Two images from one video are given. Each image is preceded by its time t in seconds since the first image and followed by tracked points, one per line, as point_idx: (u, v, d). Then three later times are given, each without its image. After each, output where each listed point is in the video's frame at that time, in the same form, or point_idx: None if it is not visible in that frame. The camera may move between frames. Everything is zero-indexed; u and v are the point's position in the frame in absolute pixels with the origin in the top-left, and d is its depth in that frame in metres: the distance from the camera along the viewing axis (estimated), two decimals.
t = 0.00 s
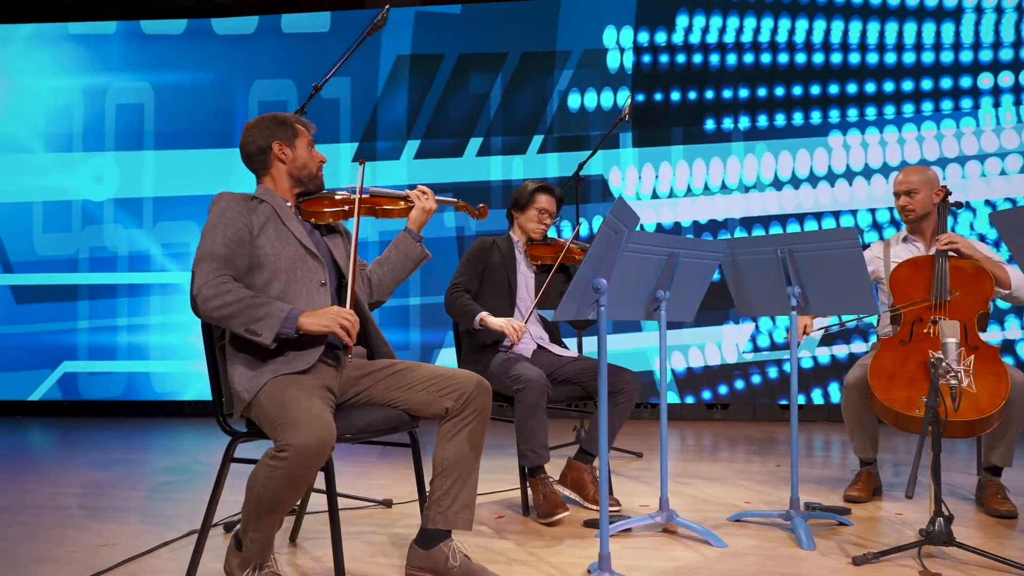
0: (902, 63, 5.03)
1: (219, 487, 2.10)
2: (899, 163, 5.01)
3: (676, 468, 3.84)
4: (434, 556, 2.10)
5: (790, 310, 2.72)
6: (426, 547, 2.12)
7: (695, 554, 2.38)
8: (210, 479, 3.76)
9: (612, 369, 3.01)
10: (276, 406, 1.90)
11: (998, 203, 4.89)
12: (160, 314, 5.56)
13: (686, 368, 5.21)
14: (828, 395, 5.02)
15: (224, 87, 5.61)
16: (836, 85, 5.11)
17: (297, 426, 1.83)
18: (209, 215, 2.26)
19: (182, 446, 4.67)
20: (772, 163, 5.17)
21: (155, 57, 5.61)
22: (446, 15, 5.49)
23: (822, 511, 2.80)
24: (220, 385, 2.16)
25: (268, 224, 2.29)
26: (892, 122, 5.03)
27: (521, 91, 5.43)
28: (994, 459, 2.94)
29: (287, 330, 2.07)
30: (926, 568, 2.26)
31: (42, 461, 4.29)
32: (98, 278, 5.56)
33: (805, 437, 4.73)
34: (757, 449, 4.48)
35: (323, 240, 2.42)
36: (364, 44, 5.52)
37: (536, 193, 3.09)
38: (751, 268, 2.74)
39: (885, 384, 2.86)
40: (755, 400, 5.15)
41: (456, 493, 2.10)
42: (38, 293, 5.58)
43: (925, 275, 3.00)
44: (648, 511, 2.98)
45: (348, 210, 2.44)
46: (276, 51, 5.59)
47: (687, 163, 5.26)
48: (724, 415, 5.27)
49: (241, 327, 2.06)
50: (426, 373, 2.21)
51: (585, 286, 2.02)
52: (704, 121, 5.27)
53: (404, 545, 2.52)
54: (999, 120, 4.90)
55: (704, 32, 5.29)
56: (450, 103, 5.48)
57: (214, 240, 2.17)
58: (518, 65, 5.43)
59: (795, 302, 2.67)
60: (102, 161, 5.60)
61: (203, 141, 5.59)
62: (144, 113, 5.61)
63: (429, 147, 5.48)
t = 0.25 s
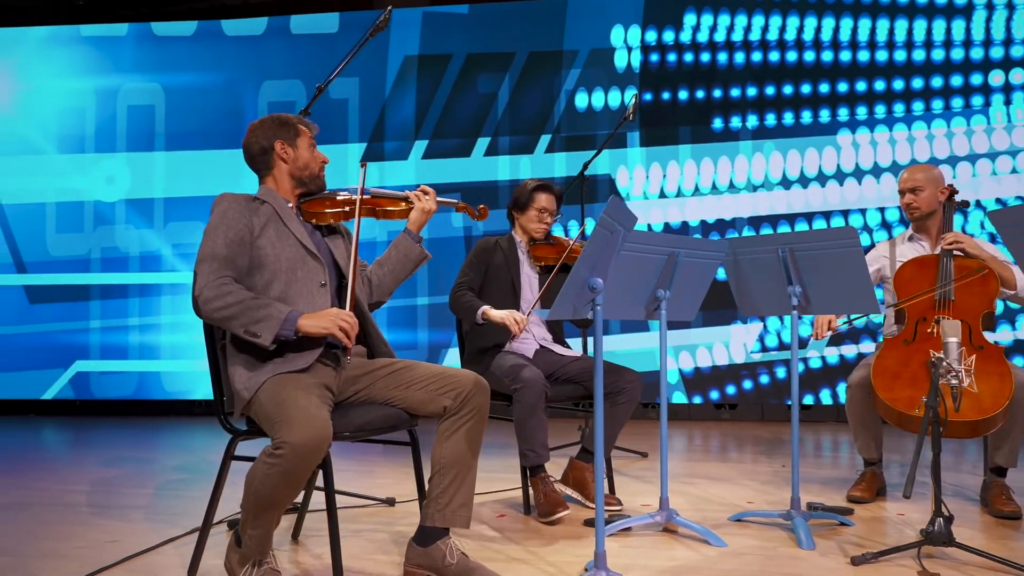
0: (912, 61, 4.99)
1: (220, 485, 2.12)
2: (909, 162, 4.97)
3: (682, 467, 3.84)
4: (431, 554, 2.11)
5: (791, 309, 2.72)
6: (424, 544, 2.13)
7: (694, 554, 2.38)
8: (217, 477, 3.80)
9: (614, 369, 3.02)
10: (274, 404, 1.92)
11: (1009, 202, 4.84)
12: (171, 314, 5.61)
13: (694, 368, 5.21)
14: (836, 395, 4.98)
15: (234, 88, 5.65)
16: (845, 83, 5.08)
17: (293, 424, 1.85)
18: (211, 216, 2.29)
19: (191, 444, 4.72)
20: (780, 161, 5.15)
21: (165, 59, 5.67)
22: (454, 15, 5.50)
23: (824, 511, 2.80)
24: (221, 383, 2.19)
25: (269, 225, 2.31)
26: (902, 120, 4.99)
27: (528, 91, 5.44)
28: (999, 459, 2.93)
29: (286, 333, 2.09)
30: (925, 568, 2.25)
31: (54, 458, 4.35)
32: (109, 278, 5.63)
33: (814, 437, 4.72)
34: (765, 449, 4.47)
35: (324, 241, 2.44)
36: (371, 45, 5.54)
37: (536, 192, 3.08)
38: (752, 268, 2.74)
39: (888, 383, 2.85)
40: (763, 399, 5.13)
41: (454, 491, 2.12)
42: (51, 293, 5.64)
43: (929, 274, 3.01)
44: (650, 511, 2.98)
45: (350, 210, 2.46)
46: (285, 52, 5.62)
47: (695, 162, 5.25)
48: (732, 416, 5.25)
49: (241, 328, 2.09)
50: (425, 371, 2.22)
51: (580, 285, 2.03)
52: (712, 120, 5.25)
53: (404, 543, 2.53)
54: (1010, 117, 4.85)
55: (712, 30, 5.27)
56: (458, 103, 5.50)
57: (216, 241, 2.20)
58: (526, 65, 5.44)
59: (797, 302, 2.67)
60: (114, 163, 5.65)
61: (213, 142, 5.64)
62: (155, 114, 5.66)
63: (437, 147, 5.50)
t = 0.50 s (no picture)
0: (921, 58, 4.96)
1: (219, 483, 2.14)
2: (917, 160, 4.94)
3: (686, 467, 3.84)
4: (428, 552, 2.13)
5: (791, 309, 2.72)
6: (421, 543, 2.15)
7: (691, 554, 2.39)
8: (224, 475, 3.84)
9: (614, 368, 3.03)
10: (271, 404, 1.94)
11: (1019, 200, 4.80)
12: (181, 314, 5.67)
13: (701, 368, 5.20)
14: (843, 395, 4.97)
15: (243, 89, 5.69)
16: (854, 81, 5.04)
17: (289, 423, 1.87)
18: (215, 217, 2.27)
19: (200, 443, 4.76)
20: (787, 160, 5.12)
21: (175, 61, 5.71)
22: (461, 15, 5.51)
23: (825, 511, 2.79)
24: (222, 383, 2.21)
25: (271, 228, 2.30)
26: (910, 118, 4.95)
27: (536, 91, 5.44)
28: (1003, 460, 2.91)
29: (291, 342, 2.10)
30: (924, 569, 2.25)
31: (66, 456, 4.40)
32: (120, 278, 5.68)
33: (822, 437, 4.70)
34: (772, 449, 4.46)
35: (325, 245, 2.42)
36: (379, 46, 5.56)
37: (534, 193, 3.08)
38: (752, 268, 2.73)
39: (890, 383, 2.83)
40: (770, 399, 5.11)
41: (451, 490, 2.13)
42: (64, 293, 5.70)
43: (932, 273, 3.00)
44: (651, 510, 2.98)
45: (352, 217, 2.46)
46: (294, 53, 5.66)
47: (702, 161, 5.24)
48: (739, 415, 5.23)
49: (246, 337, 2.10)
50: (422, 371, 2.24)
51: (576, 285, 2.03)
52: (719, 119, 5.24)
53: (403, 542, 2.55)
54: (1021, 115, 4.81)
55: (719, 29, 5.26)
56: (465, 103, 5.51)
57: (220, 244, 2.19)
58: (533, 65, 5.44)
59: (797, 301, 2.67)
60: (125, 164, 5.71)
61: (223, 143, 5.68)
62: (165, 116, 5.71)
63: (444, 147, 5.51)
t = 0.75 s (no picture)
0: (925, 56, 4.93)
1: (216, 481, 2.16)
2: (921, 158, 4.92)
3: (688, 467, 3.83)
4: (422, 550, 2.14)
5: (789, 309, 2.71)
6: (416, 541, 2.16)
7: (687, 553, 2.38)
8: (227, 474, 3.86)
9: (612, 368, 3.03)
10: (265, 401, 1.96)
11: None
12: (187, 314, 5.70)
13: (704, 368, 5.19)
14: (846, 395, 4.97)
15: (248, 89, 5.72)
16: (857, 79, 5.03)
17: (281, 421, 1.88)
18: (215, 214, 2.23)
19: (205, 442, 4.79)
20: (791, 159, 5.11)
21: (181, 62, 5.75)
22: (464, 15, 5.53)
23: (824, 511, 2.78)
24: (219, 381, 2.21)
25: (272, 227, 2.26)
26: (915, 116, 4.93)
27: (539, 90, 5.45)
28: (1004, 460, 2.90)
29: (290, 345, 2.11)
30: (920, 569, 2.24)
31: (73, 455, 4.43)
32: (127, 278, 5.72)
33: (826, 437, 4.69)
34: (775, 449, 4.45)
35: (325, 246, 2.38)
36: (383, 46, 5.58)
37: (530, 194, 3.08)
38: (750, 267, 2.73)
39: (889, 383, 2.82)
40: (773, 399, 5.11)
41: (446, 489, 2.14)
42: (71, 293, 5.74)
43: (933, 272, 2.99)
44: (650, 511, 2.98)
45: (353, 218, 2.42)
46: (298, 54, 5.69)
47: (705, 160, 5.24)
48: (743, 416, 5.23)
49: (246, 339, 2.10)
50: (418, 370, 2.24)
51: (569, 284, 2.03)
52: (721, 118, 5.24)
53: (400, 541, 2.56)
54: None
55: (722, 28, 5.25)
56: (468, 103, 5.52)
57: (221, 243, 2.15)
58: (536, 65, 5.45)
59: (795, 300, 2.66)
60: (132, 165, 5.75)
61: (228, 144, 5.71)
62: (171, 117, 5.75)
63: (447, 147, 5.53)
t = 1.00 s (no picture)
0: (928, 55, 4.90)
1: (205, 479, 2.15)
2: (924, 158, 4.88)
3: (687, 468, 3.81)
4: (411, 550, 2.12)
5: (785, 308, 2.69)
6: (404, 541, 2.14)
7: (680, 554, 2.36)
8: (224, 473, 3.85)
9: (608, 367, 3.01)
10: (251, 399, 1.95)
11: None
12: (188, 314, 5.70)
13: (705, 368, 5.17)
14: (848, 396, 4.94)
15: (249, 90, 5.72)
16: (859, 78, 4.99)
17: (266, 420, 1.87)
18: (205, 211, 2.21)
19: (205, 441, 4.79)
20: (793, 158, 5.08)
21: (182, 62, 5.76)
22: (465, 14, 5.51)
23: (821, 512, 2.75)
24: (207, 379, 2.20)
25: (262, 224, 2.25)
26: (917, 115, 4.89)
27: (540, 90, 5.43)
28: (1003, 461, 2.87)
29: (280, 342, 2.09)
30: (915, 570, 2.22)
31: (73, 454, 4.44)
32: (128, 278, 5.73)
33: (828, 438, 4.65)
34: (777, 450, 4.42)
35: (316, 243, 2.37)
36: (383, 46, 5.58)
37: (525, 193, 3.06)
38: (745, 265, 2.71)
39: (886, 383, 2.79)
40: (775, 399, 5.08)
41: (435, 488, 2.12)
42: (73, 293, 5.75)
43: (932, 272, 2.96)
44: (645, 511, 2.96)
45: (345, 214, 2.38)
46: (299, 54, 5.69)
47: (707, 160, 5.21)
48: (745, 416, 5.16)
49: (235, 335, 2.08)
50: (408, 368, 2.23)
51: (558, 282, 2.01)
52: (723, 117, 5.21)
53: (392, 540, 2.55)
54: None
55: (724, 26, 5.22)
56: (469, 102, 5.51)
57: (211, 240, 2.14)
58: (537, 64, 5.43)
59: (790, 299, 2.64)
60: (133, 165, 5.76)
61: (229, 143, 5.71)
62: (172, 117, 5.76)
63: (448, 147, 5.51)
